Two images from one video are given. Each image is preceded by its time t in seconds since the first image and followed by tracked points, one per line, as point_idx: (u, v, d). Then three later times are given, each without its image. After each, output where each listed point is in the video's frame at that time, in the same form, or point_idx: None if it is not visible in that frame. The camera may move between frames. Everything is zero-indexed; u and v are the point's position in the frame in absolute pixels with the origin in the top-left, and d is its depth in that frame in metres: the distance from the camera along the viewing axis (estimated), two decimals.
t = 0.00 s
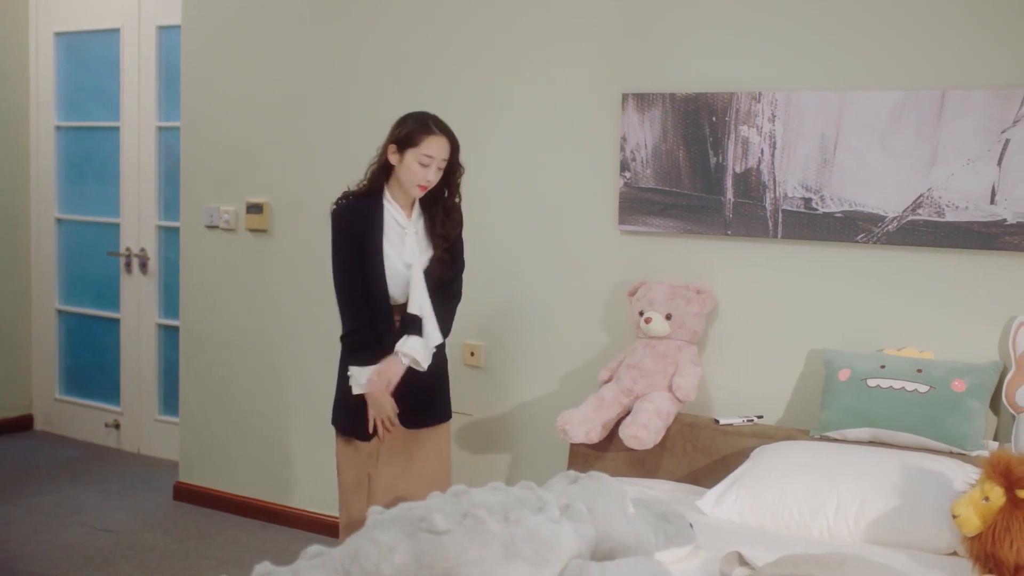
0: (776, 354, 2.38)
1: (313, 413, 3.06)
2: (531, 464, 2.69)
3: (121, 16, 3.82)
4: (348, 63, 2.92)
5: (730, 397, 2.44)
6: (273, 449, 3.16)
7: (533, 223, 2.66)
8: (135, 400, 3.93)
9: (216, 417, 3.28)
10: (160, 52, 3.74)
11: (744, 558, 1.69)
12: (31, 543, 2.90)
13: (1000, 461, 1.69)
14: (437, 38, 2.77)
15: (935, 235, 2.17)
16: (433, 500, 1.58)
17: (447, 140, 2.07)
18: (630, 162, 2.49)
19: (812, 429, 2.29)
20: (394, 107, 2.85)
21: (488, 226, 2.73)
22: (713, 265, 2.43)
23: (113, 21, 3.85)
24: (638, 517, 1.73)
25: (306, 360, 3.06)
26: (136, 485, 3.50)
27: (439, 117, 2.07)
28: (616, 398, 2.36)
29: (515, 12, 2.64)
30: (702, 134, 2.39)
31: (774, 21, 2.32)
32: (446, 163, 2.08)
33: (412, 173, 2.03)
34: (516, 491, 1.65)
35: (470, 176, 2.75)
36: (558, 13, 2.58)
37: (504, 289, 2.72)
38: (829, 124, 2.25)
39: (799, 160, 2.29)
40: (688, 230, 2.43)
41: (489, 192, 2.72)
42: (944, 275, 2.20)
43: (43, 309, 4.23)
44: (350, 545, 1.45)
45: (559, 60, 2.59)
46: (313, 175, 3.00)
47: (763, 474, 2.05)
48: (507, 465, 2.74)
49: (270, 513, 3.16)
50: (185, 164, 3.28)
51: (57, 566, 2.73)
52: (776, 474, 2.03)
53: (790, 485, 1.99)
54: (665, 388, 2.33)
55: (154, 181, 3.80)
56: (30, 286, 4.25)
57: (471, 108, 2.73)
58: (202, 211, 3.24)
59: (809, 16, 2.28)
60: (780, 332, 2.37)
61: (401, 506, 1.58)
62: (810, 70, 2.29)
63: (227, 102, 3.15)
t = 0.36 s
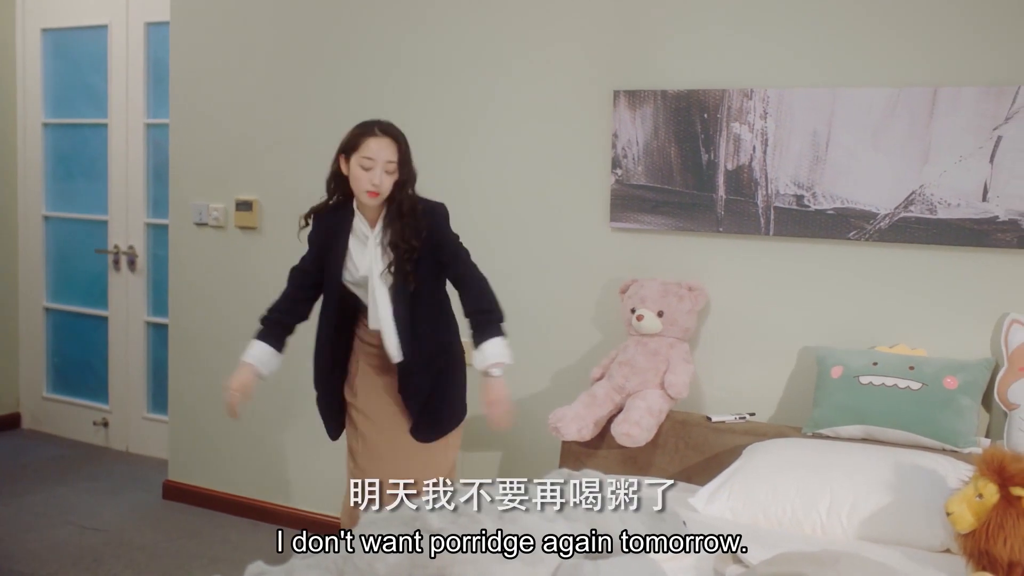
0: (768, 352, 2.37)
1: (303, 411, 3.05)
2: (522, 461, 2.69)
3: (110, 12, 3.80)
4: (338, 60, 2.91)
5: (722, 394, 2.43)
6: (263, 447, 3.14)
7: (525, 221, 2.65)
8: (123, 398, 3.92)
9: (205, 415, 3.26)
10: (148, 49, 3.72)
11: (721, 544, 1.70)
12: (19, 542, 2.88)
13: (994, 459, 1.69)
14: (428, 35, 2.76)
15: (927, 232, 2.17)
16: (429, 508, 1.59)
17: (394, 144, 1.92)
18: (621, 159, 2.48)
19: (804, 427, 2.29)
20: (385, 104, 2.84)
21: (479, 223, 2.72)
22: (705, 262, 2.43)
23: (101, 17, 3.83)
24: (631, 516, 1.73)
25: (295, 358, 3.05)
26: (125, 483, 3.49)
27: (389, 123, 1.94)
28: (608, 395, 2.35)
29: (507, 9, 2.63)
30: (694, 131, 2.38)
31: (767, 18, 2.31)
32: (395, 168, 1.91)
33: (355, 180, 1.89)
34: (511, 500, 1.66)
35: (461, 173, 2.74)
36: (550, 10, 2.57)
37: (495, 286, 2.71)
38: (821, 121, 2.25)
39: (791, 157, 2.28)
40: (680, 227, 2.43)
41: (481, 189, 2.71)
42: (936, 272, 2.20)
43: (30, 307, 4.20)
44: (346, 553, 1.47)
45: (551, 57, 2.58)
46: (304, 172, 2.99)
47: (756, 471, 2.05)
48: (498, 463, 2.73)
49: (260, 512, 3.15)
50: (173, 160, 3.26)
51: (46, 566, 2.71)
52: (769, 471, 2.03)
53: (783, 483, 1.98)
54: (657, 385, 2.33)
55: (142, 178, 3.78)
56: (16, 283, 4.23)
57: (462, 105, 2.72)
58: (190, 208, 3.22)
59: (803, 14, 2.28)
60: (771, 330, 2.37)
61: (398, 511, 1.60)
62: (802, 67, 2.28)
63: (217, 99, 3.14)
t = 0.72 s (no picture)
0: (759, 348, 2.37)
1: (294, 409, 3.04)
2: (514, 457, 2.68)
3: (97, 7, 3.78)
4: (327, 55, 2.89)
5: (714, 391, 2.43)
6: (254, 444, 3.14)
7: (516, 216, 2.65)
8: (111, 394, 3.90)
9: (195, 412, 3.25)
10: (136, 45, 3.70)
11: (722, 544, 1.69)
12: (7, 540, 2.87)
13: (990, 456, 1.69)
14: (418, 31, 2.74)
15: (919, 228, 2.17)
16: (428, 508, 1.60)
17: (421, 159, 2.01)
18: (613, 155, 2.47)
19: (796, 423, 2.29)
20: (376, 100, 2.83)
21: (470, 219, 2.72)
22: (697, 258, 2.42)
23: (88, 12, 3.81)
24: (626, 514, 1.73)
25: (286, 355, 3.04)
26: (113, 481, 3.47)
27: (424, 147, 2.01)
28: (600, 392, 2.35)
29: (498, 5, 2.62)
30: (686, 126, 2.38)
31: (760, 13, 2.31)
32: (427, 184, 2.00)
33: (401, 200, 1.96)
34: (509, 498, 1.67)
35: (452, 169, 2.73)
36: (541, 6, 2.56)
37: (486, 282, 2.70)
38: (813, 116, 2.24)
39: (783, 153, 2.28)
40: (672, 223, 2.42)
41: (472, 185, 2.70)
42: (928, 269, 2.20)
43: (18, 303, 4.18)
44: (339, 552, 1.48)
45: (542, 52, 2.57)
46: (293, 168, 2.98)
47: (749, 467, 2.05)
48: (489, 459, 2.73)
49: (249, 509, 3.15)
50: (162, 156, 3.24)
51: (34, 565, 2.69)
52: (761, 467, 2.03)
53: (776, 479, 1.98)
54: (649, 382, 2.32)
55: (130, 174, 3.76)
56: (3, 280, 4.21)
57: (453, 101, 2.71)
58: (179, 204, 3.21)
59: (795, 10, 2.27)
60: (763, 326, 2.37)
61: (397, 509, 1.61)
62: (794, 63, 2.28)
63: (205, 95, 3.12)
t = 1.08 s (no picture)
0: (749, 343, 2.37)
1: (282, 404, 3.03)
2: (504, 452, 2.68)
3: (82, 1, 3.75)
4: (314, 50, 2.88)
5: (704, 385, 2.43)
6: (243, 440, 3.12)
7: (505, 211, 2.64)
8: (98, 391, 3.88)
9: (182, 408, 3.24)
10: (122, 39, 3.68)
11: (721, 544, 1.68)
12: None
13: (983, 450, 1.68)
14: (406, 26, 2.73)
15: (910, 223, 2.17)
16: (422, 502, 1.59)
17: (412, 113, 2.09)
18: (603, 149, 2.46)
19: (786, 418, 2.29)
20: (364, 94, 2.82)
21: (459, 214, 2.71)
22: (687, 253, 2.42)
23: (73, 6, 3.78)
24: (619, 509, 1.72)
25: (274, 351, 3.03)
26: (100, 478, 3.45)
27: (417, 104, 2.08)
28: (590, 386, 2.34)
29: None
30: (676, 121, 2.37)
31: (750, 8, 2.30)
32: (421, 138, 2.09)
33: (407, 152, 2.04)
34: (510, 497, 1.63)
35: (441, 164, 2.72)
36: None
37: (475, 278, 2.69)
38: (804, 111, 2.24)
39: (773, 147, 2.27)
40: (662, 217, 2.42)
41: (460, 180, 2.69)
42: (919, 264, 2.20)
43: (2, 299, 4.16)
44: (329, 549, 1.47)
45: (532, 47, 2.56)
46: (281, 163, 2.96)
47: (741, 462, 2.04)
48: (479, 455, 2.72)
49: (237, 505, 3.13)
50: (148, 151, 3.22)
51: (20, 562, 2.67)
52: (753, 462, 2.02)
53: (768, 474, 1.98)
54: (640, 377, 2.32)
55: (116, 169, 3.74)
56: None
57: (442, 95, 2.70)
58: (166, 199, 3.19)
59: (786, 5, 2.27)
60: (754, 321, 2.36)
61: (395, 508, 1.59)
62: (785, 57, 2.28)
63: (192, 89, 3.10)
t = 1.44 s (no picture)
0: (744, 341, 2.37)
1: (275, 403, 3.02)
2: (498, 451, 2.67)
3: None
4: (307, 48, 2.87)
5: (700, 384, 2.43)
6: (236, 439, 3.11)
7: (500, 209, 2.63)
8: (88, 390, 3.87)
9: (175, 407, 3.22)
10: (113, 36, 3.67)
11: (721, 544, 1.68)
12: None
13: (981, 449, 1.68)
14: (400, 24, 2.72)
15: (906, 221, 2.17)
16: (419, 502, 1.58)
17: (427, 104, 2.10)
18: (598, 147, 2.46)
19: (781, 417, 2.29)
20: (357, 92, 2.81)
21: (453, 212, 2.70)
22: (682, 252, 2.41)
23: (63, 3, 3.77)
24: (617, 509, 1.72)
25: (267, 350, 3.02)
26: (91, 477, 3.44)
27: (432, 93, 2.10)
28: (586, 385, 2.33)
29: None
30: (671, 119, 2.37)
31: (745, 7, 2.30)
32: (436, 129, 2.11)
33: (424, 145, 2.05)
34: (510, 497, 1.62)
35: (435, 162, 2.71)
36: None
37: (470, 276, 2.68)
38: (799, 109, 2.23)
39: (769, 146, 2.27)
40: (657, 216, 2.41)
41: (454, 178, 2.68)
42: (914, 262, 2.20)
43: None
44: (328, 550, 1.46)
45: (527, 45, 2.55)
46: (274, 162, 2.95)
47: (739, 461, 2.04)
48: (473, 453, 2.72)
49: (229, 505, 3.12)
50: (140, 149, 3.21)
51: (12, 563, 2.66)
52: (750, 461, 2.02)
53: (766, 473, 1.97)
54: (636, 376, 2.31)
55: (107, 168, 3.73)
56: None
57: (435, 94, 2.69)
58: (158, 197, 3.18)
59: (780, 4, 2.26)
60: (749, 320, 2.36)
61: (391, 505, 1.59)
62: (780, 56, 2.27)
63: (184, 87, 3.09)
